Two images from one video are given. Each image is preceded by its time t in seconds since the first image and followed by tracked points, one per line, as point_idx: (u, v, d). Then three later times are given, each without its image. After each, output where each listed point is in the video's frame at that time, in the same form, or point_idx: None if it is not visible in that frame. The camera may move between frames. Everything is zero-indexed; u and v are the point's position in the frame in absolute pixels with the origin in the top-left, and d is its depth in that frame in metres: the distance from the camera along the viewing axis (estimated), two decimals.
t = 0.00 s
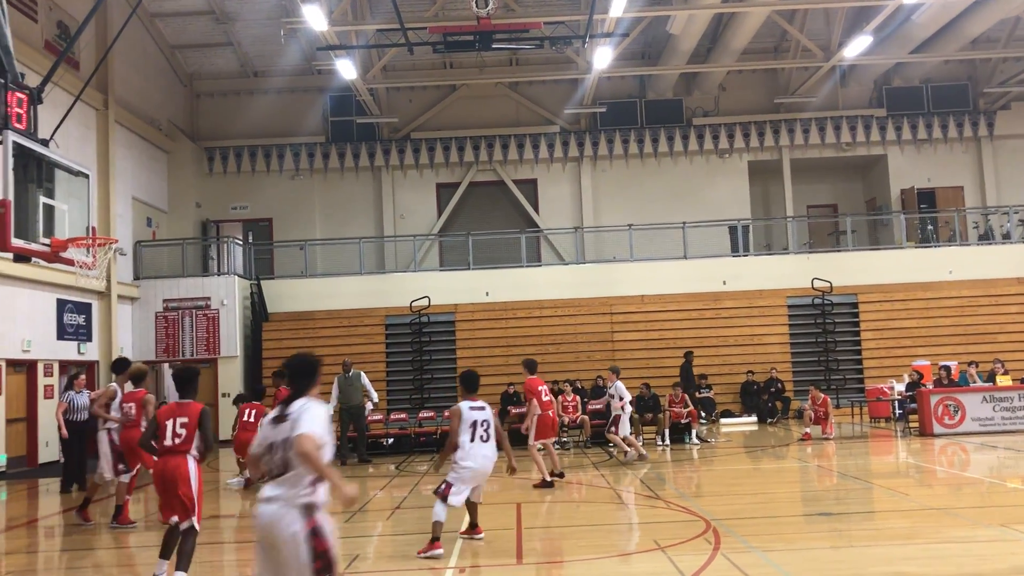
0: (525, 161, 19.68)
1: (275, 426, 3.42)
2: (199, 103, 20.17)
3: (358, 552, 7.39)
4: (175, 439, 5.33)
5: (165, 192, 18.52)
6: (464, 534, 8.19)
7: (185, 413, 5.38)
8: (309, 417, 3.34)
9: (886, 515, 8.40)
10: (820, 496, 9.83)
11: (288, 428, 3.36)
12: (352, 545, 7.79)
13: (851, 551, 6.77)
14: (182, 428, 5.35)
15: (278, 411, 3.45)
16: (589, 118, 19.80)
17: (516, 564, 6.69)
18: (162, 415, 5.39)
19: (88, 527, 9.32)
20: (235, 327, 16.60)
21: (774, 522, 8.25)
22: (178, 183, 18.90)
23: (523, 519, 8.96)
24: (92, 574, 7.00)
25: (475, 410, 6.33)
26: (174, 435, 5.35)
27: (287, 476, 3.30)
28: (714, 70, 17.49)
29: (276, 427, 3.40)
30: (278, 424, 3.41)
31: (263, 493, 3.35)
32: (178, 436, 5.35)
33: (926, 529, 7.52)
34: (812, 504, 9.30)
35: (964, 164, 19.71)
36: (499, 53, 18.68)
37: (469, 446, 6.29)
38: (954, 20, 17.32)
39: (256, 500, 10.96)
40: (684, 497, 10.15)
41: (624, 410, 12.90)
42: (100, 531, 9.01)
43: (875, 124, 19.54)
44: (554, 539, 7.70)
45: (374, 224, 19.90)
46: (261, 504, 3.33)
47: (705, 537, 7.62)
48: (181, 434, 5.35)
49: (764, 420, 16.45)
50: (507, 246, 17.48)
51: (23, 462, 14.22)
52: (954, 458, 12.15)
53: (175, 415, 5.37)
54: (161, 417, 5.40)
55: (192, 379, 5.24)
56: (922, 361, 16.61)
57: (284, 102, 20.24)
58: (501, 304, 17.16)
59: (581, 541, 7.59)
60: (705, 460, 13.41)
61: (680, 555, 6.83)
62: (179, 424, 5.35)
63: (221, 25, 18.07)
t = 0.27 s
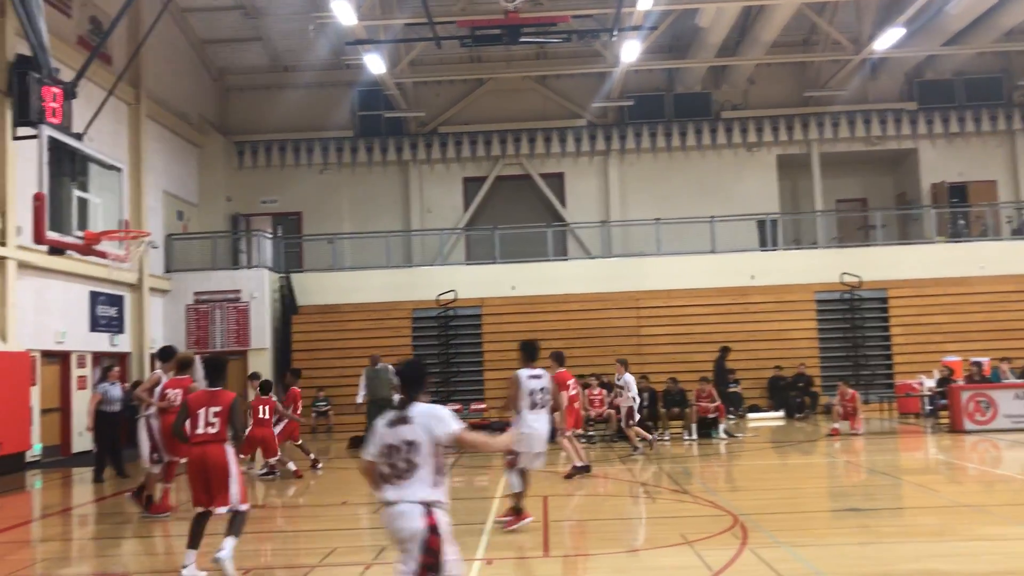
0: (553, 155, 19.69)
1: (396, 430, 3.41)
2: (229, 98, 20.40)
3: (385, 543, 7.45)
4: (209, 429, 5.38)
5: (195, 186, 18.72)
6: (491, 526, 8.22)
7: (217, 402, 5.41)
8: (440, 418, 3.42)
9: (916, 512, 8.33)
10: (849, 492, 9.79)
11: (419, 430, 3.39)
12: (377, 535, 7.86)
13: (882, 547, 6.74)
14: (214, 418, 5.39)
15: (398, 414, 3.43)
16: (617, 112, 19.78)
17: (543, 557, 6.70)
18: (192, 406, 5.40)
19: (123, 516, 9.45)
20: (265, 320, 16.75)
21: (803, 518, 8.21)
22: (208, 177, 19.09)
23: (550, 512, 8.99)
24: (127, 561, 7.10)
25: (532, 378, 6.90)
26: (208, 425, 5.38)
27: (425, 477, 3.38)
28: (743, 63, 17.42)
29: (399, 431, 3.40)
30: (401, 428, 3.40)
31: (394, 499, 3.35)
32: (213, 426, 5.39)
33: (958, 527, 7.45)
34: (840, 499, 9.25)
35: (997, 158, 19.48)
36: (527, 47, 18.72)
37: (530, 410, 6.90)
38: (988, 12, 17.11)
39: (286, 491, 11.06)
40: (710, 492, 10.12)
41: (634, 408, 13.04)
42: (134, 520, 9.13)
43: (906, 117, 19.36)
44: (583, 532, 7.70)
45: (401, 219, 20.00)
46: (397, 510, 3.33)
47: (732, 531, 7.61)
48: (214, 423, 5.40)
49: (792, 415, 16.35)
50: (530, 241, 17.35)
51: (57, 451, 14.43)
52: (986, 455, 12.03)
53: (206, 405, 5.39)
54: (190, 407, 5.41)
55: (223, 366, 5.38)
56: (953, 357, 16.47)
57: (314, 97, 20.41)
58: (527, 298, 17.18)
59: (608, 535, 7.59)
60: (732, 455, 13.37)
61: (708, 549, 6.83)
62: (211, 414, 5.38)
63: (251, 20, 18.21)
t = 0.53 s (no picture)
0: (584, 149, 19.64)
1: (510, 400, 3.46)
2: (262, 92, 20.55)
3: (414, 537, 7.43)
4: (254, 419, 5.32)
5: (228, 179, 18.84)
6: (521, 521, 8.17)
7: (260, 391, 5.36)
8: (551, 382, 3.50)
9: (951, 511, 8.17)
10: (883, 490, 9.64)
11: (533, 396, 3.46)
12: (403, 528, 7.85)
13: (922, 547, 6.60)
14: (259, 407, 5.34)
15: (510, 384, 3.48)
16: (649, 105, 19.69)
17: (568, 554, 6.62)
18: (236, 396, 5.35)
19: (158, 506, 9.51)
20: (296, 312, 16.83)
21: (836, 516, 8.09)
22: (240, 171, 19.23)
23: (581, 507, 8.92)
24: (163, 551, 7.14)
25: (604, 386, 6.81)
26: (252, 415, 5.34)
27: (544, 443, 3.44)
28: (777, 56, 17.25)
29: (513, 401, 3.45)
30: (515, 398, 3.46)
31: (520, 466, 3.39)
32: (256, 416, 5.33)
33: (991, 527, 7.30)
34: (873, 498, 9.12)
35: None
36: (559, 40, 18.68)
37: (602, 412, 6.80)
38: None
39: (317, 484, 11.09)
40: (742, 489, 10.01)
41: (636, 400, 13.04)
42: (167, 510, 9.18)
43: (944, 111, 19.07)
44: (616, 529, 7.63)
45: (431, 212, 20.02)
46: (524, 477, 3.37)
47: (764, 529, 7.49)
48: (259, 413, 5.34)
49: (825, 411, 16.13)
50: (563, 234, 17.41)
51: (92, 441, 14.59)
52: None
53: (251, 395, 5.34)
54: (234, 398, 5.36)
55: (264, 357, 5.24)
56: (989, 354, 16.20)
57: (345, 91, 20.49)
58: (558, 292, 17.14)
59: (641, 532, 7.50)
60: (764, 452, 13.22)
61: (741, 547, 6.73)
62: (256, 404, 5.33)
63: (284, 14, 18.30)
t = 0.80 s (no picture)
0: (606, 144, 19.60)
1: (614, 420, 3.21)
2: (285, 88, 20.67)
3: (433, 531, 7.44)
4: (296, 413, 5.44)
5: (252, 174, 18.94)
6: (542, 516, 8.15)
7: (304, 387, 5.48)
8: (658, 404, 3.25)
9: (976, 511, 8.10)
10: (907, 489, 9.54)
11: (637, 419, 3.20)
12: (422, 523, 7.86)
13: (953, 547, 6.53)
14: (302, 402, 5.46)
15: (613, 402, 3.23)
16: (671, 100, 19.63)
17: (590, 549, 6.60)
18: (282, 389, 5.51)
19: (182, 498, 9.58)
20: (318, 307, 16.89)
21: (859, 515, 8.03)
22: (262, 165, 19.33)
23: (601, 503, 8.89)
24: (189, 543, 7.18)
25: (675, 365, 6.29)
26: (296, 408, 5.46)
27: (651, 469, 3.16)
28: (802, 51, 17.12)
29: (617, 421, 3.20)
30: (619, 417, 3.21)
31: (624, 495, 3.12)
32: (300, 409, 5.46)
33: (1019, 528, 7.22)
34: (898, 497, 9.05)
35: None
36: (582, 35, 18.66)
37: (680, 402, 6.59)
38: None
39: (339, 477, 11.14)
40: (764, 486, 9.96)
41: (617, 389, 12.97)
42: (191, 502, 9.24)
43: (970, 107, 18.88)
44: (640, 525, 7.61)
45: (453, 207, 20.05)
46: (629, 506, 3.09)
47: (786, 527, 7.42)
48: (302, 408, 5.46)
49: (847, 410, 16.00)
50: (585, 230, 17.35)
51: (116, 434, 14.73)
52: None
53: (294, 390, 5.47)
54: (280, 391, 5.51)
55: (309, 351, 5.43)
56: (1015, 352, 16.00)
57: (367, 86, 20.55)
58: (579, 288, 17.13)
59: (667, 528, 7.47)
60: (786, 450, 13.14)
61: (763, 544, 6.68)
62: (299, 398, 5.46)
63: (306, 10, 18.36)
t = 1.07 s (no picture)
0: (617, 141, 19.61)
1: (665, 389, 3.49)
2: (297, 83, 20.72)
3: (442, 527, 7.46)
4: (314, 409, 5.48)
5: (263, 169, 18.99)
6: (551, 513, 8.16)
7: (321, 384, 5.52)
8: (701, 378, 3.58)
9: (987, 510, 8.08)
10: (916, 488, 9.53)
11: (685, 390, 3.51)
12: (430, 518, 7.89)
13: (965, 546, 6.52)
14: (319, 398, 5.50)
15: (662, 372, 3.51)
16: (683, 97, 19.61)
17: (599, 545, 6.62)
18: (298, 387, 5.54)
19: (192, 492, 9.63)
20: (329, 302, 16.92)
21: (869, 513, 8.02)
22: (274, 161, 19.38)
23: (609, 500, 8.89)
24: (200, 536, 7.22)
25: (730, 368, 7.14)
26: (314, 405, 5.50)
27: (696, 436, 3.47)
28: (814, 48, 17.08)
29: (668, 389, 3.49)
30: (668, 386, 3.49)
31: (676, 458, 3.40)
32: (318, 406, 5.49)
33: None
34: (907, 496, 9.03)
35: None
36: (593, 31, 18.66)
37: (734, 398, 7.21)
38: None
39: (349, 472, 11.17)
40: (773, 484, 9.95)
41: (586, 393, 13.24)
42: (201, 496, 9.29)
43: (984, 105, 18.81)
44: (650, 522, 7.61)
45: (463, 204, 20.11)
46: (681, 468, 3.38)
47: (794, 525, 7.42)
48: (319, 404, 5.50)
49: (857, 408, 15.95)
50: (596, 227, 17.37)
51: (128, 427, 14.80)
52: None
53: (311, 387, 5.52)
54: (296, 389, 5.55)
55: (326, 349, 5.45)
56: None
57: (379, 82, 20.59)
58: (589, 285, 17.13)
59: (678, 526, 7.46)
60: (795, 448, 13.11)
61: (772, 542, 6.68)
62: (316, 395, 5.50)
63: (319, 6, 18.39)
